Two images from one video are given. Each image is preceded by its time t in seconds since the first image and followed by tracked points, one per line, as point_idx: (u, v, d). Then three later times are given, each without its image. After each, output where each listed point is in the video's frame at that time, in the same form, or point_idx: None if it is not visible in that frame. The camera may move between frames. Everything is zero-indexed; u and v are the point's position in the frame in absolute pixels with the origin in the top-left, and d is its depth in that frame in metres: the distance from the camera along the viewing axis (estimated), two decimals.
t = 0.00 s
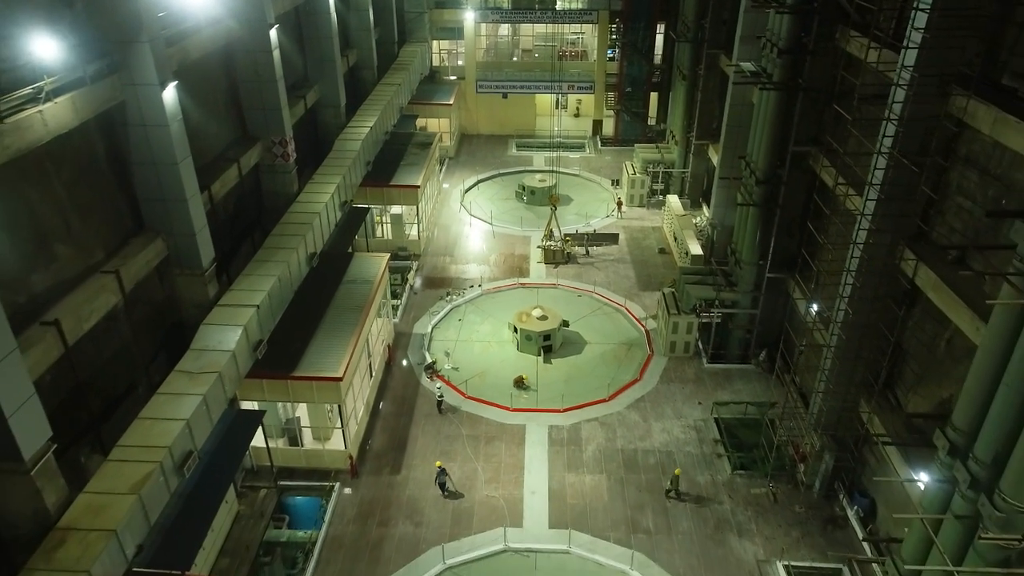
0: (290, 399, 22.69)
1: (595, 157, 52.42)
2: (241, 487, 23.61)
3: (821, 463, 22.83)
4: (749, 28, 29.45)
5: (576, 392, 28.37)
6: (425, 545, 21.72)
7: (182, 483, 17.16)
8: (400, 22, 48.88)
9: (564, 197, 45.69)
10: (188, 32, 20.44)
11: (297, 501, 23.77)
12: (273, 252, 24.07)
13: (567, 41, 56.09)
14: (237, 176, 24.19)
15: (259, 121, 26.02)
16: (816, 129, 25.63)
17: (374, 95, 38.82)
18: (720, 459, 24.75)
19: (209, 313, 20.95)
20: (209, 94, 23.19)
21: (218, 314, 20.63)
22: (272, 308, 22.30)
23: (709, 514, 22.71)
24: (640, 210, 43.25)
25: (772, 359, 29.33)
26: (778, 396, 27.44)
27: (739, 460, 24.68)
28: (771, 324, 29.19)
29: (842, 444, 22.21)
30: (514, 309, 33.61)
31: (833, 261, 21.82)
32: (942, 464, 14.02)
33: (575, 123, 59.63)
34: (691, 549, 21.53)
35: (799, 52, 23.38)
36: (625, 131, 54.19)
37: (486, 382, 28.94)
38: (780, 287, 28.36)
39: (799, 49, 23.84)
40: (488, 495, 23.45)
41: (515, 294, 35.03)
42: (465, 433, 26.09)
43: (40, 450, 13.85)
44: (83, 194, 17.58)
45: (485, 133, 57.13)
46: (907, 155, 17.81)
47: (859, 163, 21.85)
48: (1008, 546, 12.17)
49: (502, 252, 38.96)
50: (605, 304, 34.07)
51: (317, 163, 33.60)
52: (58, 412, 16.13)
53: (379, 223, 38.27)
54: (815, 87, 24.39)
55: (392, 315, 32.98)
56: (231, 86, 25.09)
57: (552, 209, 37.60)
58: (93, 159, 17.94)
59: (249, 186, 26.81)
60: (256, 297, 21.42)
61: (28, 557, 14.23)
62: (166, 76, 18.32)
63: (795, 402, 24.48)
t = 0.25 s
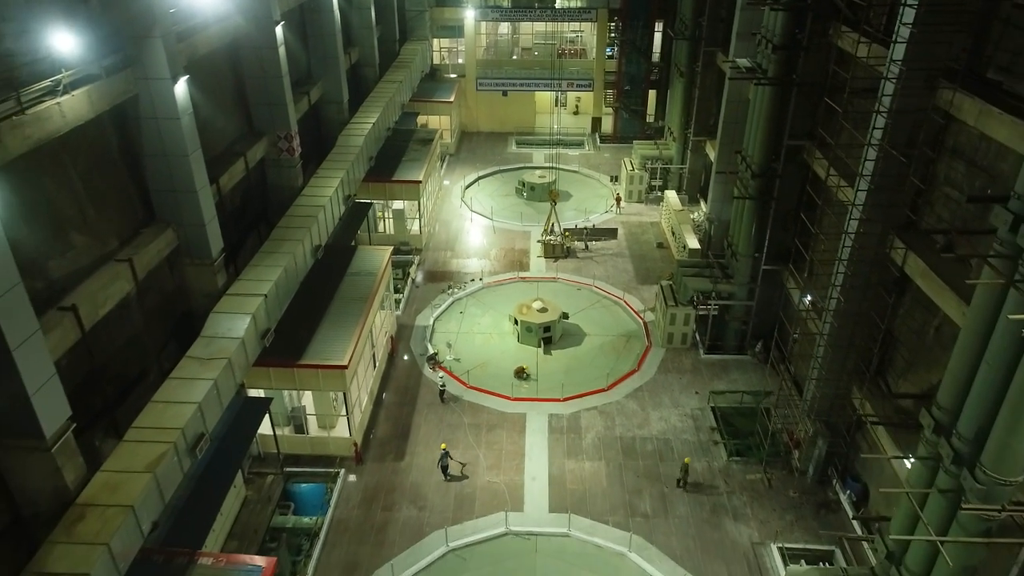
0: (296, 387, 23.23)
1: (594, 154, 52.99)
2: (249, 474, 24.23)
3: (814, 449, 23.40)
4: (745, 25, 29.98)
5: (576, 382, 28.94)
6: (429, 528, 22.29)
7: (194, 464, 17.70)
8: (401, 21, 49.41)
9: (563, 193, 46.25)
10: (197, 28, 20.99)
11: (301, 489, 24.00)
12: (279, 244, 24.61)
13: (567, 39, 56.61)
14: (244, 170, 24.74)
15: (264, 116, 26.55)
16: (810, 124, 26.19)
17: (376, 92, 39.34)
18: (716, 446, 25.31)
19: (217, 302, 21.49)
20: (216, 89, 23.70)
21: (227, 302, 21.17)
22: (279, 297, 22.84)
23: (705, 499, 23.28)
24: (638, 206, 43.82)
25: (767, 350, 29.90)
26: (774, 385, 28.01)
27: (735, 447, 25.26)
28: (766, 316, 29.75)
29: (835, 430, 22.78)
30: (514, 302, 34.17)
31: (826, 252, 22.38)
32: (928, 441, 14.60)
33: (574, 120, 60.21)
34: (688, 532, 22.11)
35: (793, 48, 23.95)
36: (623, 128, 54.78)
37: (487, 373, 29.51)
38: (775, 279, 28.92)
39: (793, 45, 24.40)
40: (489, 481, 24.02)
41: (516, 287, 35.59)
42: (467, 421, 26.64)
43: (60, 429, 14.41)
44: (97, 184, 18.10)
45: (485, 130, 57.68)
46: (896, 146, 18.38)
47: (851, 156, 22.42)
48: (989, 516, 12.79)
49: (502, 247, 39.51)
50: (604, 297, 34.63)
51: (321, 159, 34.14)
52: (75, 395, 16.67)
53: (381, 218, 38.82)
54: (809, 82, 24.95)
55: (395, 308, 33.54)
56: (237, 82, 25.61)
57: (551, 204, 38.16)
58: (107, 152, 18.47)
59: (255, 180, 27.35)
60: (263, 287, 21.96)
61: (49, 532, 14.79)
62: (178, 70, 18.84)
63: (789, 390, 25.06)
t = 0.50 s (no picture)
0: (302, 376, 23.74)
1: (594, 150, 53.53)
2: (256, 461, 24.76)
3: (809, 436, 23.91)
4: (742, 22, 30.48)
5: (576, 374, 29.46)
6: (432, 514, 22.80)
7: (205, 448, 18.19)
8: (403, 19, 49.91)
9: (563, 189, 46.78)
10: (205, 25, 21.46)
11: (307, 477, 23.83)
12: (285, 237, 25.10)
13: (567, 37, 57.09)
14: (250, 164, 25.22)
15: (270, 111, 27.03)
16: (805, 119, 26.68)
17: (379, 89, 39.83)
18: (713, 434, 25.84)
19: (225, 292, 21.98)
20: (222, 84, 24.20)
21: (235, 292, 21.68)
22: (286, 288, 23.34)
23: (702, 485, 23.81)
24: (637, 201, 44.35)
25: (764, 342, 30.42)
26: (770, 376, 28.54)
27: (732, 435, 25.78)
28: (763, 308, 30.25)
29: (830, 418, 23.30)
30: (515, 296, 34.70)
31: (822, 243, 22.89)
32: (916, 422, 15.12)
33: (574, 118, 60.74)
34: (685, 517, 22.62)
35: (789, 44, 24.45)
36: (623, 125, 55.29)
37: (489, 364, 30.04)
38: (772, 272, 29.44)
39: (788, 41, 24.87)
40: (491, 468, 24.54)
41: (516, 281, 36.12)
42: (469, 411, 27.16)
43: (77, 411, 14.89)
44: (111, 176, 18.58)
45: (485, 128, 58.22)
46: (887, 139, 18.88)
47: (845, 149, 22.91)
48: (973, 491, 13.32)
49: (503, 242, 40.04)
50: (604, 291, 35.14)
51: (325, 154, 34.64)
52: (90, 379, 17.16)
53: (383, 214, 39.36)
54: (804, 78, 25.43)
55: (397, 301, 34.06)
56: (243, 78, 26.10)
57: (551, 199, 38.68)
58: (119, 144, 18.95)
59: (261, 174, 27.85)
60: (271, 278, 22.46)
61: (67, 511, 15.29)
62: (188, 65, 19.32)
63: (785, 379, 25.58)
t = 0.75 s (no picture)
0: (309, 364, 24.30)
1: (594, 147, 54.09)
2: (264, 448, 25.31)
3: (804, 423, 24.46)
4: (739, 19, 31.03)
5: (576, 364, 30.03)
6: (435, 498, 23.36)
7: (216, 430, 18.73)
8: (404, 17, 50.46)
9: (563, 185, 47.34)
10: (214, 21, 22.01)
11: (312, 465, 24.15)
12: (291, 229, 25.64)
13: (567, 35, 57.63)
14: (257, 158, 25.76)
15: (276, 107, 27.57)
16: (800, 113, 27.22)
17: (381, 86, 40.37)
18: (710, 422, 26.41)
19: (234, 282, 22.51)
20: (229, 79, 24.74)
21: (244, 281, 22.22)
22: (292, 278, 23.89)
23: (699, 471, 24.37)
24: (637, 197, 44.90)
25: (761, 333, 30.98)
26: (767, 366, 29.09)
27: (729, 423, 26.34)
28: (760, 300, 30.80)
29: (824, 405, 23.85)
30: (515, 289, 35.26)
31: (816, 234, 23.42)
32: (904, 402, 15.68)
33: (574, 115, 61.30)
34: (683, 502, 23.17)
35: (784, 40, 24.99)
36: (623, 122, 55.85)
37: (490, 355, 30.60)
38: (768, 264, 30.00)
39: (784, 37, 25.39)
40: (493, 454, 25.10)
41: (517, 274, 36.68)
42: (471, 400, 27.72)
43: (95, 391, 15.43)
44: (124, 166, 19.11)
45: (486, 125, 58.80)
46: (878, 131, 19.42)
47: (838, 142, 23.46)
48: (957, 465, 13.89)
49: (504, 236, 40.61)
50: (604, 284, 35.69)
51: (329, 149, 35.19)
52: (106, 363, 17.71)
53: (386, 208, 39.92)
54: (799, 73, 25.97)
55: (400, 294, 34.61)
56: (250, 74, 26.64)
57: (552, 194, 39.23)
58: (132, 136, 19.48)
59: (267, 168, 28.39)
60: (278, 268, 23.00)
61: (85, 488, 15.83)
62: (199, 59, 19.82)
63: (781, 368, 26.13)
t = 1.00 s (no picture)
0: (315, 353, 24.81)
1: (593, 144, 54.60)
2: (271, 436, 25.85)
3: (800, 411, 24.97)
4: (737, 16, 31.53)
5: (576, 355, 30.54)
6: (439, 484, 23.88)
7: (226, 415, 19.25)
8: (406, 15, 50.98)
9: (563, 181, 47.85)
10: (222, 16, 22.50)
11: (317, 454, 25.11)
12: (297, 221, 26.16)
13: (567, 33, 58.14)
14: (263, 152, 26.27)
15: (282, 102, 28.07)
16: (796, 108, 27.71)
17: (384, 82, 40.88)
18: (708, 411, 26.93)
19: (242, 272, 23.02)
20: (236, 74, 25.25)
21: (252, 272, 22.74)
22: (299, 269, 24.40)
23: (697, 458, 24.89)
24: (636, 193, 45.40)
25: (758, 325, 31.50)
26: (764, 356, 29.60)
27: (726, 411, 26.86)
28: (757, 292, 31.31)
29: (819, 392, 24.37)
30: (517, 282, 35.77)
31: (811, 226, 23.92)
32: (895, 383, 16.20)
33: (574, 112, 61.80)
34: (681, 487, 23.69)
35: (781, 35, 25.49)
36: (622, 120, 56.37)
37: (492, 346, 31.11)
38: (765, 256, 30.50)
39: (780, 32, 25.87)
40: (495, 441, 25.63)
41: (518, 268, 37.18)
42: (473, 389, 28.25)
43: (111, 373, 15.94)
44: (137, 158, 19.61)
45: (487, 122, 59.32)
46: (871, 123, 19.92)
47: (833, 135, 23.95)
48: (945, 442, 14.41)
49: (505, 231, 41.12)
50: (603, 278, 36.19)
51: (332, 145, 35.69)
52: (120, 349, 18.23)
53: (388, 204, 40.40)
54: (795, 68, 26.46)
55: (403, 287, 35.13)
56: (256, 69, 27.14)
57: (552, 190, 39.72)
58: (144, 129, 19.98)
59: (273, 162, 28.90)
60: (285, 258, 23.51)
61: (102, 468, 16.36)
62: (208, 53, 20.30)
63: (777, 358, 26.63)
